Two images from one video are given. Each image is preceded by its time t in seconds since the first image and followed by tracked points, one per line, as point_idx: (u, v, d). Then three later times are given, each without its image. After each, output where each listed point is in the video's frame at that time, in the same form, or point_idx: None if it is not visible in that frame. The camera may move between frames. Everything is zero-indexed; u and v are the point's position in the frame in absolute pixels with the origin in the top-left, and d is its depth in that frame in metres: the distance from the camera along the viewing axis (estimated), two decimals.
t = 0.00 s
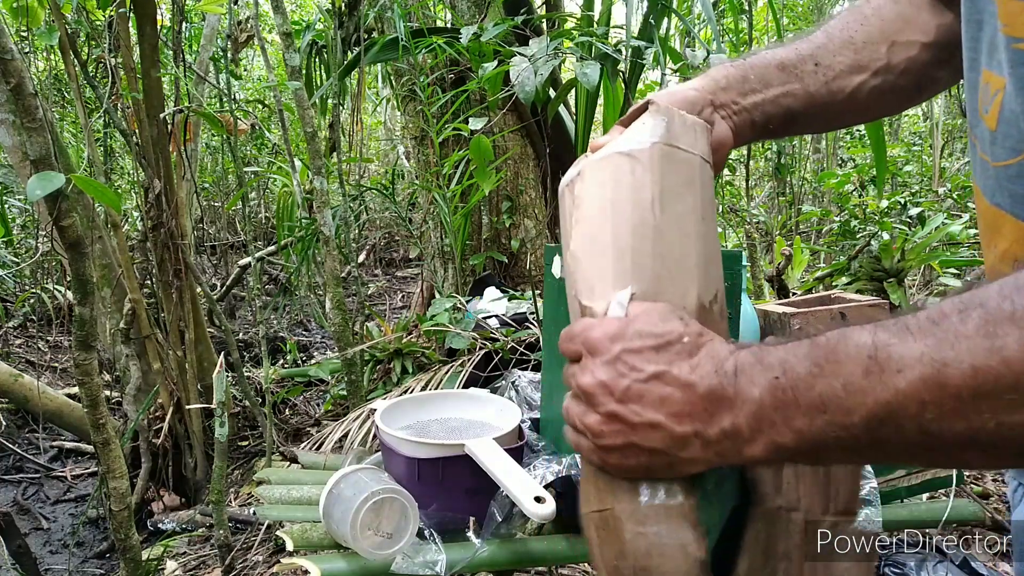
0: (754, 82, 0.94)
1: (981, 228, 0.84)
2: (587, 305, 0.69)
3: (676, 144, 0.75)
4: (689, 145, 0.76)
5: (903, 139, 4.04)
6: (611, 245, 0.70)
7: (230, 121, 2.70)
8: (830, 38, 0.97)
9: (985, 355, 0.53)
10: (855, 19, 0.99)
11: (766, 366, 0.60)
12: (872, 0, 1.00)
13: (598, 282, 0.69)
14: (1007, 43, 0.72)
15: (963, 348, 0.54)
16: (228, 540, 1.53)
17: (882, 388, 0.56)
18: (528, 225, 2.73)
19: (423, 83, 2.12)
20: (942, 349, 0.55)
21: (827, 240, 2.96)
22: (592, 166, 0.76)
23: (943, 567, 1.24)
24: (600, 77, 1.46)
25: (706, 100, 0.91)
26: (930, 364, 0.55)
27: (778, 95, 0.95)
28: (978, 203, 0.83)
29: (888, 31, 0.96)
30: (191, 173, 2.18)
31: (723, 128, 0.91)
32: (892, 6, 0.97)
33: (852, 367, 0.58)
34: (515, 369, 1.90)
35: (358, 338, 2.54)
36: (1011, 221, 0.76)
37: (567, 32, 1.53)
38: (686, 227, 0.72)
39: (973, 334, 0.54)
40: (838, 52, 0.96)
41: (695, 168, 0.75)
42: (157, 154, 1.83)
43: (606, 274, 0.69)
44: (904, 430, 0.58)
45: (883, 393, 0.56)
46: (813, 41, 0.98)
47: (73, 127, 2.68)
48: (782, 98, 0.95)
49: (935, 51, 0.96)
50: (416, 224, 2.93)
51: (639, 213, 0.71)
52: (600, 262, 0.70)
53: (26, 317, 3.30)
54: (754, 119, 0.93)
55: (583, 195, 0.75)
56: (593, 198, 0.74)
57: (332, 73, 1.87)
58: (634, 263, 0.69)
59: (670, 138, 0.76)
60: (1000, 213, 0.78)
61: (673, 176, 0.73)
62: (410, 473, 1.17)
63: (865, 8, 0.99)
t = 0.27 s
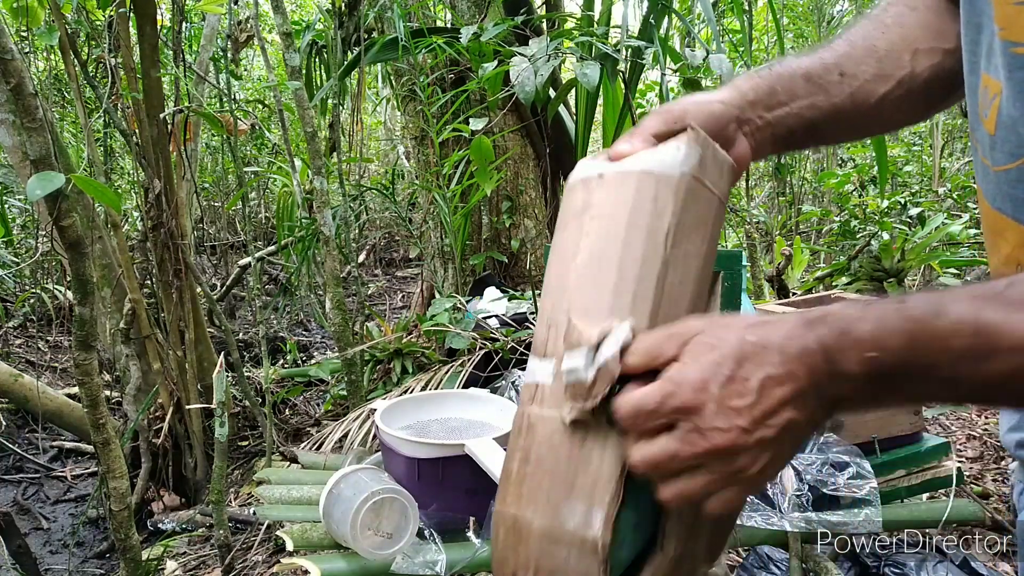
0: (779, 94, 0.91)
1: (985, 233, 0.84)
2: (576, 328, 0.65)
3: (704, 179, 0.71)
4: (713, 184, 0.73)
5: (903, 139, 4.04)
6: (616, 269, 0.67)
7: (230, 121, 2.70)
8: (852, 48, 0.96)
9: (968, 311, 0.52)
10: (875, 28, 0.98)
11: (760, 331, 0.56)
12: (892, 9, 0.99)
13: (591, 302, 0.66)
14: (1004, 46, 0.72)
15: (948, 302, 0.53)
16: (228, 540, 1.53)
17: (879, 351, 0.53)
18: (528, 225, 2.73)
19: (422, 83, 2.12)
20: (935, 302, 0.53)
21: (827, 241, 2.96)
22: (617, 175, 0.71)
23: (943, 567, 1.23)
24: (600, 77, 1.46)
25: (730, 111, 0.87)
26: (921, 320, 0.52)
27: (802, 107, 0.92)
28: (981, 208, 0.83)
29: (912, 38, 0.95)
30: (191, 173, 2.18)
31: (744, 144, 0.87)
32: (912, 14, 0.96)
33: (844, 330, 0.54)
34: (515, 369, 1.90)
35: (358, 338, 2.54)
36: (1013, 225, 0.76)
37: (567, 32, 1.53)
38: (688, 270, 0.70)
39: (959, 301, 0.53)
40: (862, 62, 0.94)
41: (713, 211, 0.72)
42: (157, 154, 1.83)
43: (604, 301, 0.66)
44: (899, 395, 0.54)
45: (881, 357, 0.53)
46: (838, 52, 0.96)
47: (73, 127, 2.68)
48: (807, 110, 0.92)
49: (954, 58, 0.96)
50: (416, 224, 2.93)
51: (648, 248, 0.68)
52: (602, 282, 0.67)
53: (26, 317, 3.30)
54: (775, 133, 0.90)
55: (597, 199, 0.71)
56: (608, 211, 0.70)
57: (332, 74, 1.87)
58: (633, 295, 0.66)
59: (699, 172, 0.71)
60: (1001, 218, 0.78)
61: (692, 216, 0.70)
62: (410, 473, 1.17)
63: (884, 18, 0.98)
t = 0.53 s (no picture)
0: (804, 120, 0.95)
1: (983, 231, 0.84)
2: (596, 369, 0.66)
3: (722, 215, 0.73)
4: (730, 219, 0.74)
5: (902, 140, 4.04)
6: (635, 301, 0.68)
7: (230, 121, 2.70)
8: (871, 63, 0.98)
9: (982, 312, 0.57)
10: (891, 39, 0.99)
11: (774, 334, 0.61)
12: (905, 17, 0.99)
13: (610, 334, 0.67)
14: (1006, 42, 0.72)
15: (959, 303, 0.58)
16: (228, 540, 1.53)
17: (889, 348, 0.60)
18: (528, 226, 2.73)
19: (423, 83, 2.12)
20: (946, 306, 0.58)
21: (827, 241, 2.96)
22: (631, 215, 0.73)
23: (943, 567, 1.23)
24: (600, 77, 1.46)
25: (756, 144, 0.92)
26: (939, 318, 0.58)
27: (829, 132, 0.96)
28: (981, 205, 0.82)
29: (931, 48, 0.95)
30: (191, 173, 2.18)
31: (770, 175, 0.93)
32: (928, 19, 0.96)
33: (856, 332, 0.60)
34: (515, 369, 1.90)
35: (358, 338, 2.54)
36: (1011, 223, 0.76)
37: (567, 32, 1.54)
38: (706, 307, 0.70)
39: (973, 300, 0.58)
40: (883, 78, 0.96)
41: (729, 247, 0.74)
42: (157, 154, 1.83)
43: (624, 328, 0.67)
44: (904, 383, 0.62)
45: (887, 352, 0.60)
46: (857, 69, 0.98)
47: (73, 127, 2.68)
48: (834, 134, 0.96)
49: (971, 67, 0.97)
50: (416, 224, 2.93)
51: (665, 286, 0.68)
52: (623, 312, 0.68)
53: (26, 317, 3.30)
54: (804, 160, 0.95)
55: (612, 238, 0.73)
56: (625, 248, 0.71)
57: (332, 73, 1.87)
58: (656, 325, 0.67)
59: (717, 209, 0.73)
60: (1000, 215, 0.78)
61: (710, 251, 0.71)
62: (410, 473, 1.17)
63: (900, 27, 0.99)
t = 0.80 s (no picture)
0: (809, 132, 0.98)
1: (982, 230, 0.83)
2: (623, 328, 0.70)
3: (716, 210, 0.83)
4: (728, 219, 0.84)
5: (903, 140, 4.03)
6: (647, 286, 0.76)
7: (230, 121, 2.70)
8: (875, 71, 0.98)
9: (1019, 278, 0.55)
10: (896, 47, 0.99)
11: (811, 286, 0.62)
12: (911, 25, 0.99)
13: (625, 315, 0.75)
14: (1004, 40, 0.72)
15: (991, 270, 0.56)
16: (228, 540, 1.53)
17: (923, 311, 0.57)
18: (528, 226, 2.73)
19: (422, 83, 2.11)
20: (985, 269, 0.56)
21: (827, 241, 2.96)
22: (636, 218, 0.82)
23: (943, 567, 1.23)
24: (601, 76, 1.46)
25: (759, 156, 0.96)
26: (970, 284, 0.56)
27: (834, 141, 0.98)
28: (980, 204, 0.82)
29: (937, 52, 0.94)
30: (190, 173, 2.18)
31: (774, 185, 0.97)
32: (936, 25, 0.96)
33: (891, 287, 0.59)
34: (515, 369, 1.90)
35: (357, 338, 2.53)
36: (1011, 221, 0.76)
37: (566, 32, 1.53)
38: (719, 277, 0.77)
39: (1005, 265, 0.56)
40: (888, 85, 0.96)
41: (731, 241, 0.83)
42: (156, 154, 1.82)
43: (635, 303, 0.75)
44: (946, 360, 0.57)
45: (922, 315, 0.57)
46: (862, 78, 0.99)
47: (73, 127, 2.67)
48: (840, 143, 0.98)
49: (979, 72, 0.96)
50: (416, 224, 2.93)
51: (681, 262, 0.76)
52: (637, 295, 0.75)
53: (26, 317, 3.30)
54: (810, 169, 0.98)
55: (617, 242, 0.81)
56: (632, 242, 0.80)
57: (332, 73, 1.86)
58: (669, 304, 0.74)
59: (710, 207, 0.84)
60: (1000, 214, 0.77)
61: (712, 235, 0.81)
62: (410, 473, 1.16)
63: (905, 33, 0.99)
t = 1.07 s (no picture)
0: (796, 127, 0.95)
1: (984, 231, 0.83)
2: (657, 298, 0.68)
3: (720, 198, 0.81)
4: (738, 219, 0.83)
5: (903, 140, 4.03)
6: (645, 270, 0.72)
7: (230, 121, 2.70)
8: (865, 71, 0.97)
9: None
10: (887, 48, 0.98)
11: (819, 298, 0.61)
12: (904, 26, 0.99)
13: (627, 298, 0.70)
14: (1009, 40, 0.73)
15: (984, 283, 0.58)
16: (228, 540, 1.53)
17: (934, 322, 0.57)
18: (528, 225, 2.73)
19: (423, 83, 2.11)
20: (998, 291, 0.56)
21: (827, 241, 2.96)
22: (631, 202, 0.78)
23: (943, 567, 1.23)
24: (601, 76, 1.46)
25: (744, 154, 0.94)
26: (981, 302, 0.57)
27: (822, 137, 0.95)
28: (982, 204, 0.82)
29: (927, 55, 0.94)
30: (191, 173, 2.18)
31: (761, 181, 0.95)
32: (926, 28, 0.96)
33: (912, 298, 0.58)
34: (515, 369, 1.90)
35: (357, 338, 2.53)
36: (1013, 222, 0.76)
37: (567, 32, 1.53)
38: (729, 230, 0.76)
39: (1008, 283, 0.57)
40: (877, 85, 0.95)
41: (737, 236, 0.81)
42: (157, 154, 1.82)
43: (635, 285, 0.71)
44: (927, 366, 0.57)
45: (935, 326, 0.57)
46: (851, 77, 0.98)
47: (73, 127, 2.68)
48: (827, 140, 0.95)
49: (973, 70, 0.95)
50: (416, 224, 2.93)
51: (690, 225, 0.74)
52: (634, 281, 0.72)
53: (26, 317, 3.30)
54: (795, 166, 0.95)
55: (610, 231, 0.77)
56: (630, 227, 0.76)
57: (332, 74, 1.86)
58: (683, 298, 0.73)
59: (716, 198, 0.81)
60: (1003, 214, 0.77)
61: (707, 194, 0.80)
62: (410, 473, 1.16)
63: (895, 36, 0.99)
